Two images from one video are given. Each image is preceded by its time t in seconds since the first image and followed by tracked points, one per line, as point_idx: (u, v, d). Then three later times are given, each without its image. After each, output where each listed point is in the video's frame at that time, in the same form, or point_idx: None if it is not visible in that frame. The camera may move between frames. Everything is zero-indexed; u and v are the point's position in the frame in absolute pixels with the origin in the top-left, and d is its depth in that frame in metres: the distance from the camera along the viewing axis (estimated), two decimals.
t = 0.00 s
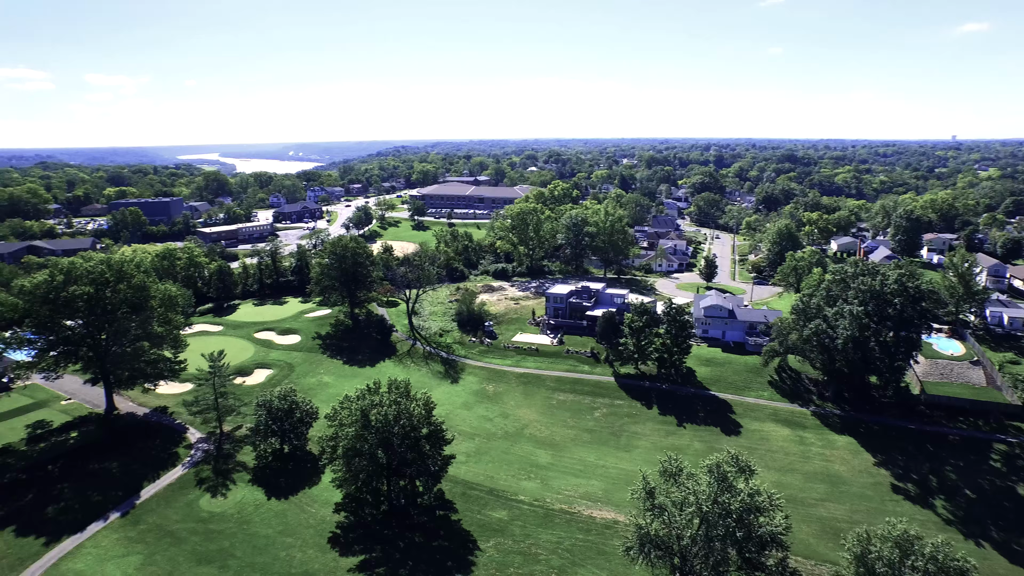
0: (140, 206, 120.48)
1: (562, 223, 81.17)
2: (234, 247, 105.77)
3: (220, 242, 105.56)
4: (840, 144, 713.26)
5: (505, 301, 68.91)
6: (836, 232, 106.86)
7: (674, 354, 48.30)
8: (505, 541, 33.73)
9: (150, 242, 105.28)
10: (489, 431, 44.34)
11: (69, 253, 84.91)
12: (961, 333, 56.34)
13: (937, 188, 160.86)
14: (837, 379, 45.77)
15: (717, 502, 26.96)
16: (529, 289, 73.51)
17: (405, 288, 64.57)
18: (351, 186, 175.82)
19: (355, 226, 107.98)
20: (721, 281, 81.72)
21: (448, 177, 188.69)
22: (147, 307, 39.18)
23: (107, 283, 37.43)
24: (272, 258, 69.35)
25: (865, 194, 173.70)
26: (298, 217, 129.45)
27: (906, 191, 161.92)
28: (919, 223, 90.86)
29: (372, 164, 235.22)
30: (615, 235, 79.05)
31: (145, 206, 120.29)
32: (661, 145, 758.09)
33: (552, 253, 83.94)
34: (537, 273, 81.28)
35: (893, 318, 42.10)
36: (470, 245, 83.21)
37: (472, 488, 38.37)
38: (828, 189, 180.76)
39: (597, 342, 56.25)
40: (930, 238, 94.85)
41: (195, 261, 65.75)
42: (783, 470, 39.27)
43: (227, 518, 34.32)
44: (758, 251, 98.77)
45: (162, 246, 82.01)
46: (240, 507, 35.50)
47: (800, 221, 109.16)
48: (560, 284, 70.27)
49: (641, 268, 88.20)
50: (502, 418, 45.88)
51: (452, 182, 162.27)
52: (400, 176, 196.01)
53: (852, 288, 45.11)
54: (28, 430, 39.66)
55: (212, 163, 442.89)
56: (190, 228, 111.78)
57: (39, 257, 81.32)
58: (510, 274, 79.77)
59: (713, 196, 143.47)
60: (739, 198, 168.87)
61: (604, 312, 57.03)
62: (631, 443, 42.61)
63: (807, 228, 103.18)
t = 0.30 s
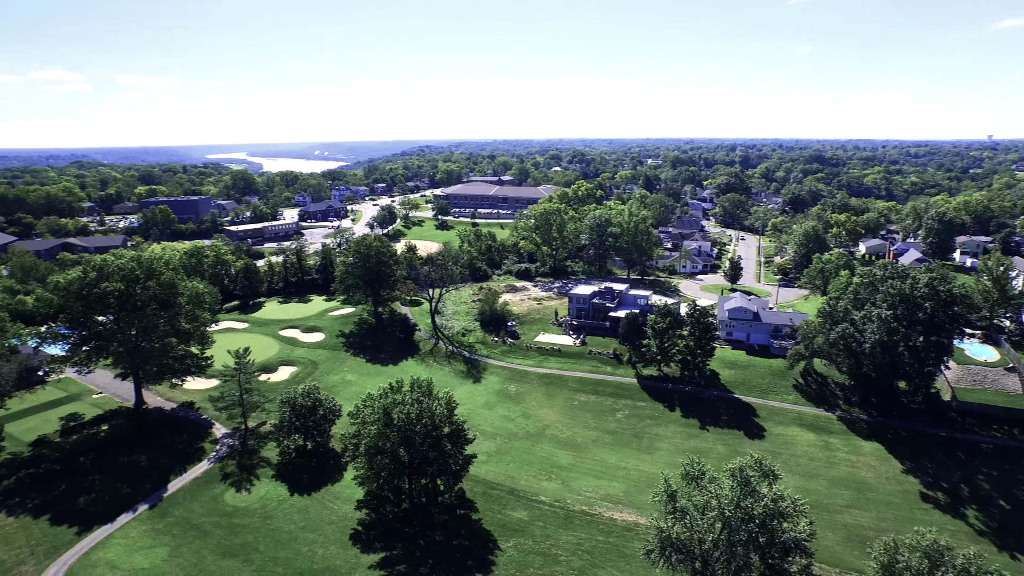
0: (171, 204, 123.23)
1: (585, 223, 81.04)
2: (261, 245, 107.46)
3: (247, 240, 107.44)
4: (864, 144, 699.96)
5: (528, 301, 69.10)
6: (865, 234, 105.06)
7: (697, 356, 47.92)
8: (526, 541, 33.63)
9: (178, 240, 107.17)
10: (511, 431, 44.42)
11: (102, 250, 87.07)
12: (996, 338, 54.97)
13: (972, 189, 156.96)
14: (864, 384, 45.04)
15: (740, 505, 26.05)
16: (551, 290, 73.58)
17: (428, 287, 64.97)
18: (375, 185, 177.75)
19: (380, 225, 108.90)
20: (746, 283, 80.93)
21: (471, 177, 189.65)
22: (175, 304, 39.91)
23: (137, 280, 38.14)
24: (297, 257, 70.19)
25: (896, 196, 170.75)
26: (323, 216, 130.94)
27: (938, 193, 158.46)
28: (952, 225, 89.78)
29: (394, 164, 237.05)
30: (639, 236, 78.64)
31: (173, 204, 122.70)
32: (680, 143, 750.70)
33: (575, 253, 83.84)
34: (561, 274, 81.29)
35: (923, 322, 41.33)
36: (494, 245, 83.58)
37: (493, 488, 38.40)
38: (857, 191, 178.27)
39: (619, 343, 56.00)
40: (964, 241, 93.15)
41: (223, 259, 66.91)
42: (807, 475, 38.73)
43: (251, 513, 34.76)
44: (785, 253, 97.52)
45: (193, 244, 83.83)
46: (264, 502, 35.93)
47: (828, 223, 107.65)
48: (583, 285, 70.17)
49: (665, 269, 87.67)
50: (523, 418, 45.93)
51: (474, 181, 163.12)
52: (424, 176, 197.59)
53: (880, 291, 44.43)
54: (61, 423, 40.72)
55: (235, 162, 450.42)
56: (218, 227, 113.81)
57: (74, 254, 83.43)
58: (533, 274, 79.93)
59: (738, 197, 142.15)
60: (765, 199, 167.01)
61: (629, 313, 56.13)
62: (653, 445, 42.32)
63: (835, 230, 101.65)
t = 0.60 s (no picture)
0: (199, 203, 125.70)
1: (608, 224, 80.81)
2: (286, 244, 108.98)
3: (272, 239, 109.06)
4: (888, 144, 686.23)
5: (550, 301, 69.16)
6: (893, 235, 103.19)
7: (720, 359, 47.53)
8: (545, 541, 33.49)
9: (204, 238, 108.96)
10: (532, 431, 44.46)
11: (133, 248, 88.92)
12: None
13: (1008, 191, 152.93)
14: (891, 389, 44.31)
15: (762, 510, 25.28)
16: (573, 290, 73.52)
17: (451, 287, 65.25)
18: (398, 185, 179.32)
19: (403, 224, 109.70)
20: (771, 286, 79.99)
21: (493, 177, 190.24)
22: (201, 300, 40.32)
23: (164, 277, 38.81)
24: (321, 255, 70.98)
25: (927, 197, 167.37)
26: (346, 215, 132.30)
27: (971, 195, 154.69)
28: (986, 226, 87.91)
29: (415, 163, 238.72)
30: (662, 236, 78.11)
31: (201, 203, 125.07)
32: (705, 143, 743.40)
33: (598, 254, 83.62)
34: (583, 274, 81.18)
35: (953, 327, 40.64)
36: (516, 245, 83.83)
37: (513, 488, 38.40)
38: (886, 192, 175.25)
39: (641, 344, 55.72)
40: (997, 244, 90.98)
41: (248, 257, 67.86)
42: (831, 481, 38.17)
43: (273, 508, 35.12)
44: (810, 255, 96.10)
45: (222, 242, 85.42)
46: (286, 498, 36.29)
47: (856, 225, 105.89)
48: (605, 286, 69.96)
49: (688, 271, 87.05)
50: (544, 418, 45.93)
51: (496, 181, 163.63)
52: (448, 176, 198.96)
53: (909, 295, 43.98)
54: (91, 415, 41.64)
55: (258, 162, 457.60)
56: (244, 225, 115.53)
57: (106, 252, 85.54)
58: (555, 274, 79.94)
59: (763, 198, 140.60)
60: (791, 200, 164.94)
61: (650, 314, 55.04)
62: (674, 447, 42.03)
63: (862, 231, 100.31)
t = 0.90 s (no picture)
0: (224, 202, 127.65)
1: (629, 224, 80.52)
2: (307, 243, 110.22)
3: (294, 237, 110.41)
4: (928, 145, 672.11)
5: (570, 302, 69.10)
6: (920, 238, 101.47)
7: (741, 361, 47.15)
8: (562, 542, 33.39)
9: (228, 237, 110.53)
10: (551, 432, 44.46)
11: (159, 246, 90.39)
12: None
13: None
14: (917, 394, 43.59)
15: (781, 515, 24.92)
16: (593, 291, 73.37)
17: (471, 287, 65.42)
18: (419, 184, 180.49)
19: (424, 223, 110.27)
20: (794, 288, 79.09)
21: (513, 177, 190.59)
22: (225, 299, 40.73)
23: (189, 274, 39.22)
24: (343, 254, 71.64)
25: (955, 199, 163.99)
26: (367, 214, 133.34)
27: (1002, 196, 151.33)
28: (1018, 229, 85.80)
29: (435, 164, 239.26)
30: (683, 237, 77.60)
31: (224, 202, 126.94)
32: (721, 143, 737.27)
33: (618, 254, 83.37)
34: (603, 275, 81.00)
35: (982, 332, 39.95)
36: (536, 245, 83.96)
37: (531, 488, 38.38)
38: (913, 194, 172.34)
39: (661, 346, 55.42)
40: None
41: (271, 255, 68.70)
42: (853, 486, 37.65)
43: (293, 505, 35.46)
44: (834, 257, 94.73)
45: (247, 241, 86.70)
46: (305, 495, 36.61)
47: (882, 227, 104.24)
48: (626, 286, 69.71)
49: (709, 272, 86.43)
50: (563, 419, 45.90)
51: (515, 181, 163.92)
52: (469, 176, 199.96)
53: (936, 299, 43.77)
54: (117, 410, 42.46)
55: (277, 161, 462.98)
56: (267, 223, 116.96)
57: (134, 249, 87.30)
58: (575, 275, 79.85)
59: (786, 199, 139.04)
60: (814, 202, 162.95)
61: (669, 317, 54.62)
62: (693, 450, 41.74)
63: (888, 234, 98.78)
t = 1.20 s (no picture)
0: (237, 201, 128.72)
1: (641, 225, 80.31)
2: (320, 242, 110.90)
3: (307, 237, 111.13)
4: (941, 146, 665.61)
5: (581, 302, 69.03)
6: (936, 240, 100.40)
7: (753, 363, 46.88)
8: (571, 543, 33.27)
9: (241, 236, 111.37)
10: (561, 433, 44.40)
11: (174, 244, 91.24)
12: None
13: None
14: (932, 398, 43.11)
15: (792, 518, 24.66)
16: (604, 291, 73.28)
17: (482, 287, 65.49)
18: (431, 184, 181.13)
19: (436, 223, 110.54)
20: (808, 289, 78.55)
21: (525, 177, 190.87)
22: (237, 297, 40.97)
23: (202, 273, 39.48)
24: (355, 254, 71.99)
25: (973, 200, 162.15)
26: (379, 214, 133.87)
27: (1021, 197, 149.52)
28: None
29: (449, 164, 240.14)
30: (696, 238, 77.30)
31: (238, 201, 127.86)
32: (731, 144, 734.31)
33: (630, 255, 83.21)
34: (615, 275, 80.86)
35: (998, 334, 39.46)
36: (548, 246, 84.02)
37: (541, 489, 38.32)
38: (929, 195, 170.68)
39: (672, 347, 55.23)
40: None
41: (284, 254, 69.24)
42: (865, 490, 37.32)
43: (303, 503, 35.62)
44: (849, 259, 93.96)
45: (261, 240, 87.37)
46: (316, 493, 36.76)
47: (897, 228, 103.32)
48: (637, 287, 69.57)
49: (721, 273, 86.01)
50: (573, 419, 45.83)
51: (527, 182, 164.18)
52: (481, 176, 200.48)
53: (951, 301, 43.29)
54: (131, 407, 42.89)
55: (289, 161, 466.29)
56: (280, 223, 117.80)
57: (149, 247, 88.16)
58: (586, 275, 79.76)
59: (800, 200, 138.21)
60: (829, 202, 161.79)
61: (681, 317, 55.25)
62: (704, 452, 41.53)
63: (904, 235, 97.87)
